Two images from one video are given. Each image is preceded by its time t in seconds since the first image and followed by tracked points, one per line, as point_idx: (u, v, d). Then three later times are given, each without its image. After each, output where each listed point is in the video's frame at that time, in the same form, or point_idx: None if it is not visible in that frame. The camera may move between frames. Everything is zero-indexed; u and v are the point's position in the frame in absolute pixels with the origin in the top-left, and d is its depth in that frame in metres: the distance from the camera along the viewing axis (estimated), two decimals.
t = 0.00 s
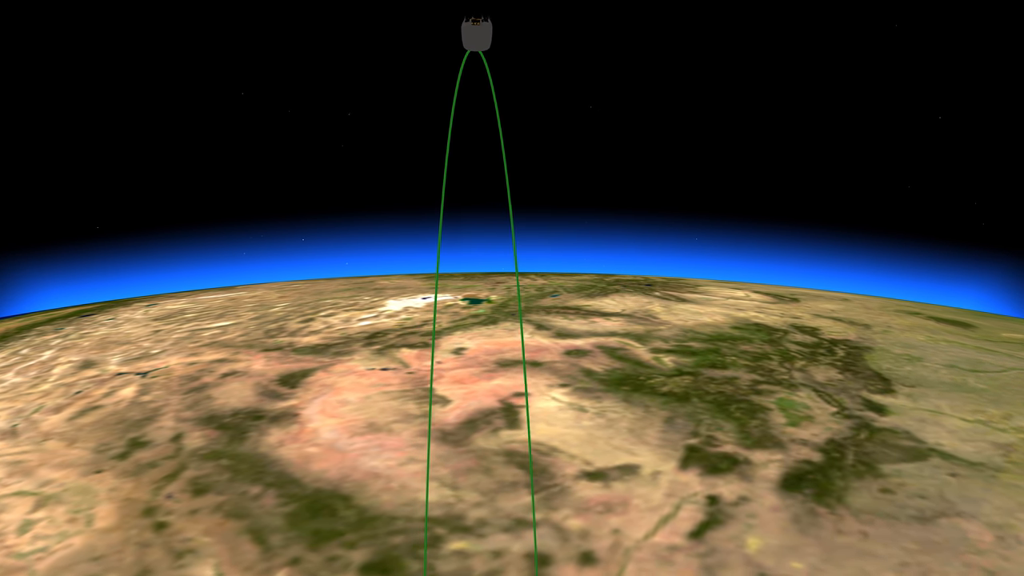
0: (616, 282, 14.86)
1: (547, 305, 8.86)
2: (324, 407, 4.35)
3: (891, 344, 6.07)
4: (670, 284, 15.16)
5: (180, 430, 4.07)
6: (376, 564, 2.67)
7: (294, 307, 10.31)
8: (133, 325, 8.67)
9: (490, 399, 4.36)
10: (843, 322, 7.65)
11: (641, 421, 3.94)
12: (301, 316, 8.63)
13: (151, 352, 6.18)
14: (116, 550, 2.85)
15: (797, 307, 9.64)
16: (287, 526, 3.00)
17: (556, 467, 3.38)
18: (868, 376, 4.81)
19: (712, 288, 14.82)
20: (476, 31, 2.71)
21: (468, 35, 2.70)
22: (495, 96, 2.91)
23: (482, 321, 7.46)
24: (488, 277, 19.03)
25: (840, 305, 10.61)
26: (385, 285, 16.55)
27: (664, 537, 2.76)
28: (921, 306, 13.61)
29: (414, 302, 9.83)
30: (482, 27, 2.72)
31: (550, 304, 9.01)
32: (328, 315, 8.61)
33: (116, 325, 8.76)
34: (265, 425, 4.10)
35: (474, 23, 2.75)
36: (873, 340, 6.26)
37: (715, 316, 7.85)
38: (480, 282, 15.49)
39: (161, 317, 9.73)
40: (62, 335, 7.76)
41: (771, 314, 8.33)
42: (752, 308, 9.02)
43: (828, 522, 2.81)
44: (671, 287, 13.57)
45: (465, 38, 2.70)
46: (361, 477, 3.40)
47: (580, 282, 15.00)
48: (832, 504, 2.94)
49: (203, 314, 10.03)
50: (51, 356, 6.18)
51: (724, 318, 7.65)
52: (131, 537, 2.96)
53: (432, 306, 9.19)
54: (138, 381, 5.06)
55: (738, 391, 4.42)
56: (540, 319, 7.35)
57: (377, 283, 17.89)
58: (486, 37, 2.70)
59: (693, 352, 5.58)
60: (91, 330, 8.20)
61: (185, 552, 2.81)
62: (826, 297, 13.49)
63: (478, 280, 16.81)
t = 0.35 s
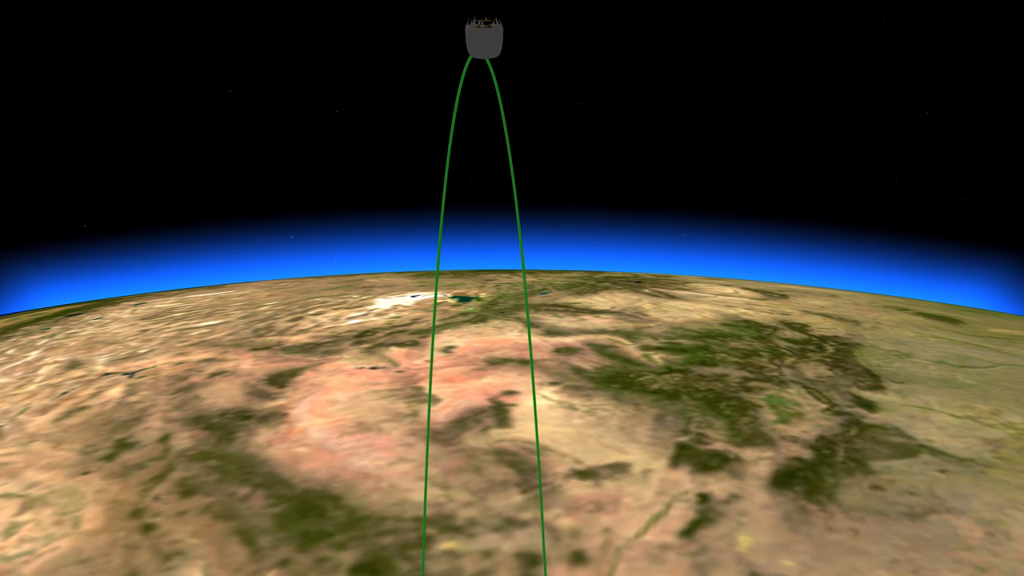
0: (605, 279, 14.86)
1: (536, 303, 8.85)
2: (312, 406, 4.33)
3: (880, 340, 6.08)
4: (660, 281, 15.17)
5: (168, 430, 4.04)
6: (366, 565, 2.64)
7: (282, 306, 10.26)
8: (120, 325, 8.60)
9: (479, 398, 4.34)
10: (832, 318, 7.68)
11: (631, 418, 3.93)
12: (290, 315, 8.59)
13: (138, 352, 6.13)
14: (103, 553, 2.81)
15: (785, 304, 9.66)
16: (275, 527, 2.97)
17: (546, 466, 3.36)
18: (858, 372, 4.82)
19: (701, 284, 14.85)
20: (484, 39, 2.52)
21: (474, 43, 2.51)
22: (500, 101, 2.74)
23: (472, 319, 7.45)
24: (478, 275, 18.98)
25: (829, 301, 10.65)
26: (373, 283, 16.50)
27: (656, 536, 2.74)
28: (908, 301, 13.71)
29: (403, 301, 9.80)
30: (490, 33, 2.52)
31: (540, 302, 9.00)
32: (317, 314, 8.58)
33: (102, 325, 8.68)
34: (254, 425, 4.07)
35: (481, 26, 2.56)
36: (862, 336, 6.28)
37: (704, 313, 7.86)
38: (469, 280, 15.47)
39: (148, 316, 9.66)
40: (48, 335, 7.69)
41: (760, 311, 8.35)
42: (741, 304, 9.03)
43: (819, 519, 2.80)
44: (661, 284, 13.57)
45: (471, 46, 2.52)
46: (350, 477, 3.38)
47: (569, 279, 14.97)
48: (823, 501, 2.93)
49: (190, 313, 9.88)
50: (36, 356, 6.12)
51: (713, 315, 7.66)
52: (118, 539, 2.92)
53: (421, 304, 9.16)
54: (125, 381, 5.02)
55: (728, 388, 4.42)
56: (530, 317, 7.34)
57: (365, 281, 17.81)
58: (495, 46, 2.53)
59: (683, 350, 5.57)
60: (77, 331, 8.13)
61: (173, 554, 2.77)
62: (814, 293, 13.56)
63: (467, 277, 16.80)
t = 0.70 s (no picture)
0: (593, 275, 14.85)
1: (525, 300, 8.82)
2: (300, 406, 4.30)
3: (868, 336, 6.10)
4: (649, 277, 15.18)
5: (154, 431, 4.00)
6: (355, 565, 2.61)
7: (270, 304, 10.20)
8: (106, 324, 8.52)
9: (469, 396, 4.33)
10: (820, 314, 7.69)
11: (621, 416, 3.92)
12: (277, 313, 8.53)
13: (124, 352, 6.08)
14: (90, 555, 2.77)
15: (774, 300, 9.67)
16: (264, 528, 2.94)
17: (536, 465, 3.35)
18: (847, 368, 4.83)
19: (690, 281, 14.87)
20: (503, 54, 2.26)
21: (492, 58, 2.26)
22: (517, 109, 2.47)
23: (460, 317, 7.42)
24: (468, 273, 18.91)
25: (817, 297, 10.68)
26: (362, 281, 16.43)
27: (646, 534, 2.72)
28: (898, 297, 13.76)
29: (391, 299, 9.77)
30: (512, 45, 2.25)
31: (528, 299, 8.97)
32: (304, 312, 8.54)
33: (87, 325, 8.59)
34: (241, 425, 4.04)
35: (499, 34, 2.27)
36: (850, 332, 6.29)
37: (693, 309, 7.85)
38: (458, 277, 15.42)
39: (134, 316, 9.57)
40: (32, 336, 7.60)
41: (749, 307, 8.36)
42: (729, 301, 9.04)
43: (809, 516, 2.79)
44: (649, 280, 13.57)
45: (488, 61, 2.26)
46: (339, 477, 3.35)
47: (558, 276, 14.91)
48: (813, 498, 2.92)
49: (176, 312, 9.78)
50: (18, 357, 6.05)
51: (701, 311, 7.67)
52: (104, 542, 2.88)
53: (410, 302, 9.12)
54: (111, 382, 4.98)
55: (717, 385, 4.42)
56: (518, 315, 7.32)
57: (354, 279, 17.72)
58: (517, 60, 2.27)
59: (672, 347, 5.57)
60: (62, 331, 8.04)
61: (160, 557, 2.73)
62: (804, 289, 13.58)
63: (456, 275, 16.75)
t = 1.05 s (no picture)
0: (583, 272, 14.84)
1: (515, 298, 8.81)
2: (289, 406, 4.28)
3: (858, 332, 6.11)
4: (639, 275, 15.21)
5: (142, 432, 3.97)
6: (346, 567, 2.59)
7: (258, 303, 10.15)
8: (92, 325, 8.44)
9: (459, 395, 4.32)
10: (810, 310, 7.71)
11: (611, 414, 3.91)
12: (265, 312, 8.50)
13: (110, 352, 6.03)
14: (76, 558, 2.73)
15: (763, 296, 9.70)
16: (253, 529, 2.91)
17: (527, 464, 3.33)
18: (836, 365, 4.83)
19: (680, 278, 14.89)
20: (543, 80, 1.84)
21: (527, 86, 1.85)
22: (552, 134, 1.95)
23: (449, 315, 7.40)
24: (459, 271, 18.91)
25: (806, 293, 10.73)
26: (351, 280, 16.36)
27: (638, 533, 2.71)
28: (888, 291, 13.83)
29: (380, 297, 9.75)
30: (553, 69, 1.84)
31: (518, 297, 8.96)
32: (292, 311, 8.50)
33: (73, 325, 8.52)
34: (229, 425, 4.02)
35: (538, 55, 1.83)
36: (840, 328, 6.31)
37: (682, 307, 7.86)
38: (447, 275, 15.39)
39: (121, 316, 9.49)
40: (18, 336, 7.53)
41: (738, 304, 8.37)
42: (719, 297, 9.05)
43: (801, 514, 2.78)
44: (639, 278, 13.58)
45: (521, 89, 1.85)
46: (329, 477, 3.32)
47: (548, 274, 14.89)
48: (804, 496, 2.91)
49: (163, 312, 9.71)
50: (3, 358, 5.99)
51: (691, 308, 7.67)
52: (91, 544, 2.84)
53: (400, 300, 9.10)
54: (98, 383, 4.94)
55: (708, 382, 4.41)
56: (508, 313, 7.31)
57: (344, 278, 17.71)
58: (560, 87, 1.85)
59: (662, 344, 5.56)
60: (48, 331, 7.97)
61: (147, 559, 2.70)
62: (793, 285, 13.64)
63: (446, 273, 16.73)
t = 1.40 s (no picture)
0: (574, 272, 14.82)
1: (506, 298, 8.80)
2: (280, 407, 4.26)
3: (849, 331, 6.12)
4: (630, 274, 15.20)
5: (131, 434, 3.94)
6: (337, 569, 2.57)
7: (248, 304, 10.09)
8: (81, 326, 8.38)
9: (450, 395, 4.31)
10: (801, 309, 7.72)
11: (603, 414, 3.90)
12: (256, 313, 8.45)
13: (99, 353, 5.99)
14: (65, 562, 2.70)
15: (755, 295, 9.72)
16: (243, 532, 2.88)
17: (518, 464, 3.32)
18: (828, 363, 4.84)
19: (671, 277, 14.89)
20: (602, 116, 1.47)
21: (580, 117, 1.48)
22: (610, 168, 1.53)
23: (440, 315, 7.39)
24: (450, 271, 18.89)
25: (796, 292, 10.76)
26: (342, 280, 16.29)
27: (630, 533, 2.69)
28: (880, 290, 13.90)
29: (371, 297, 9.72)
30: (618, 100, 1.46)
31: (509, 297, 8.95)
32: (283, 312, 8.47)
33: (62, 327, 8.45)
34: (219, 427, 3.99)
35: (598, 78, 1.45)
36: (831, 327, 6.32)
37: (674, 306, 7.85)
38: (439, 275, 15.35)
39: (110, 317, 9.42)
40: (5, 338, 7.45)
41: (730, 303, 8.38)
42: (710, 296, 9.06)
43: (793, 513, 2.77)
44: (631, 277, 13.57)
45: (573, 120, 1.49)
46: (320, 478, 3.30)
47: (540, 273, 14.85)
48: (797, 495, 2.90)
49: (153, 313, 9.65)
50: None
51: (683, 308, 7.67)
52: (80, 548, 2.81)
53: (391, 300, 9.08)
54: (86, 385, 4.91)
55: (699, 382, 4.40)
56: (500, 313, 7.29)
57: (336, 278, 17.68)
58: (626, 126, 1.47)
59: (654, 344, 5.55)
60: (36, 333, 7.91)
61: (137, 563, 2.67)
62: (784, 284, 13.68)
63: (437, 274, 16.70)
